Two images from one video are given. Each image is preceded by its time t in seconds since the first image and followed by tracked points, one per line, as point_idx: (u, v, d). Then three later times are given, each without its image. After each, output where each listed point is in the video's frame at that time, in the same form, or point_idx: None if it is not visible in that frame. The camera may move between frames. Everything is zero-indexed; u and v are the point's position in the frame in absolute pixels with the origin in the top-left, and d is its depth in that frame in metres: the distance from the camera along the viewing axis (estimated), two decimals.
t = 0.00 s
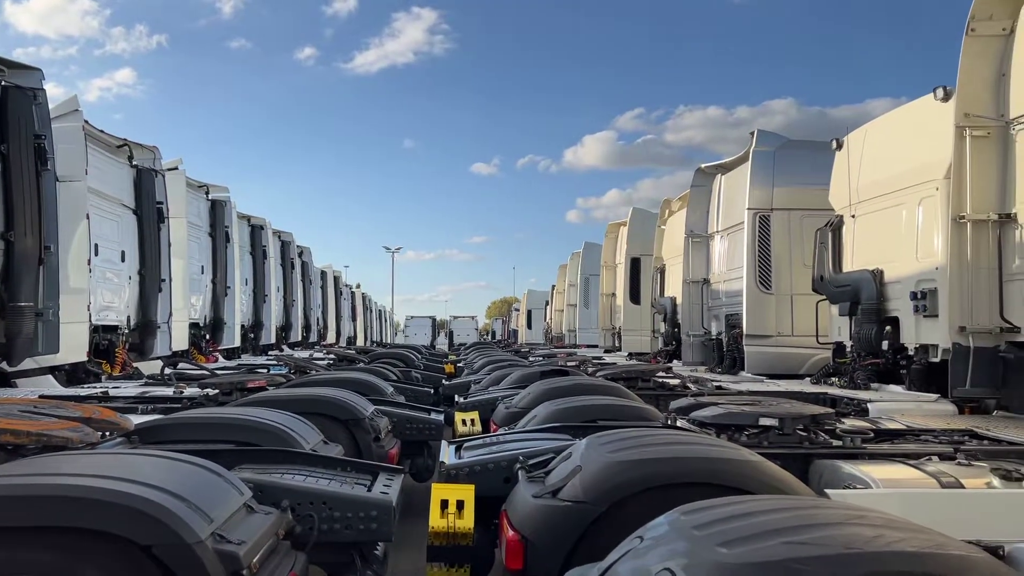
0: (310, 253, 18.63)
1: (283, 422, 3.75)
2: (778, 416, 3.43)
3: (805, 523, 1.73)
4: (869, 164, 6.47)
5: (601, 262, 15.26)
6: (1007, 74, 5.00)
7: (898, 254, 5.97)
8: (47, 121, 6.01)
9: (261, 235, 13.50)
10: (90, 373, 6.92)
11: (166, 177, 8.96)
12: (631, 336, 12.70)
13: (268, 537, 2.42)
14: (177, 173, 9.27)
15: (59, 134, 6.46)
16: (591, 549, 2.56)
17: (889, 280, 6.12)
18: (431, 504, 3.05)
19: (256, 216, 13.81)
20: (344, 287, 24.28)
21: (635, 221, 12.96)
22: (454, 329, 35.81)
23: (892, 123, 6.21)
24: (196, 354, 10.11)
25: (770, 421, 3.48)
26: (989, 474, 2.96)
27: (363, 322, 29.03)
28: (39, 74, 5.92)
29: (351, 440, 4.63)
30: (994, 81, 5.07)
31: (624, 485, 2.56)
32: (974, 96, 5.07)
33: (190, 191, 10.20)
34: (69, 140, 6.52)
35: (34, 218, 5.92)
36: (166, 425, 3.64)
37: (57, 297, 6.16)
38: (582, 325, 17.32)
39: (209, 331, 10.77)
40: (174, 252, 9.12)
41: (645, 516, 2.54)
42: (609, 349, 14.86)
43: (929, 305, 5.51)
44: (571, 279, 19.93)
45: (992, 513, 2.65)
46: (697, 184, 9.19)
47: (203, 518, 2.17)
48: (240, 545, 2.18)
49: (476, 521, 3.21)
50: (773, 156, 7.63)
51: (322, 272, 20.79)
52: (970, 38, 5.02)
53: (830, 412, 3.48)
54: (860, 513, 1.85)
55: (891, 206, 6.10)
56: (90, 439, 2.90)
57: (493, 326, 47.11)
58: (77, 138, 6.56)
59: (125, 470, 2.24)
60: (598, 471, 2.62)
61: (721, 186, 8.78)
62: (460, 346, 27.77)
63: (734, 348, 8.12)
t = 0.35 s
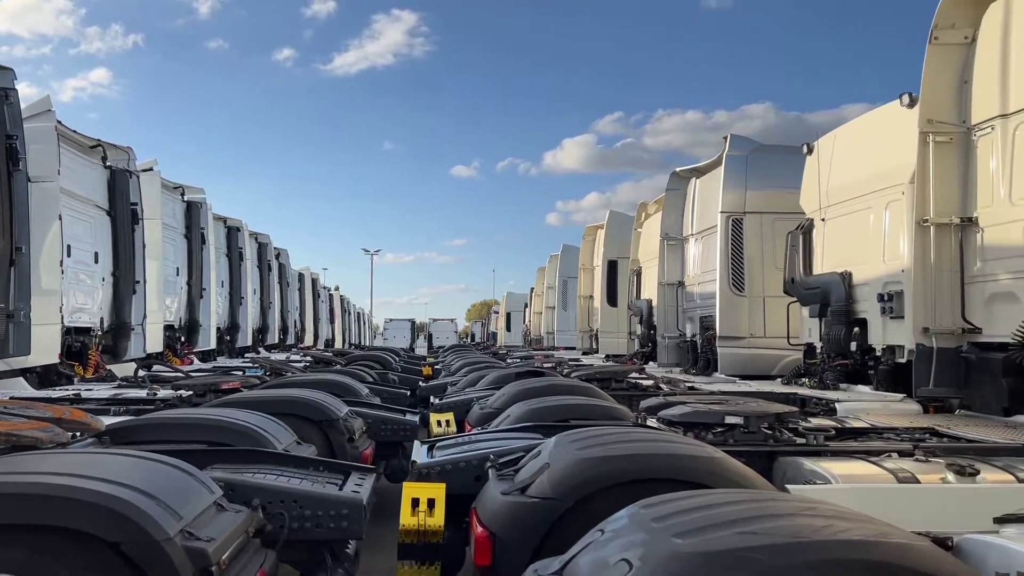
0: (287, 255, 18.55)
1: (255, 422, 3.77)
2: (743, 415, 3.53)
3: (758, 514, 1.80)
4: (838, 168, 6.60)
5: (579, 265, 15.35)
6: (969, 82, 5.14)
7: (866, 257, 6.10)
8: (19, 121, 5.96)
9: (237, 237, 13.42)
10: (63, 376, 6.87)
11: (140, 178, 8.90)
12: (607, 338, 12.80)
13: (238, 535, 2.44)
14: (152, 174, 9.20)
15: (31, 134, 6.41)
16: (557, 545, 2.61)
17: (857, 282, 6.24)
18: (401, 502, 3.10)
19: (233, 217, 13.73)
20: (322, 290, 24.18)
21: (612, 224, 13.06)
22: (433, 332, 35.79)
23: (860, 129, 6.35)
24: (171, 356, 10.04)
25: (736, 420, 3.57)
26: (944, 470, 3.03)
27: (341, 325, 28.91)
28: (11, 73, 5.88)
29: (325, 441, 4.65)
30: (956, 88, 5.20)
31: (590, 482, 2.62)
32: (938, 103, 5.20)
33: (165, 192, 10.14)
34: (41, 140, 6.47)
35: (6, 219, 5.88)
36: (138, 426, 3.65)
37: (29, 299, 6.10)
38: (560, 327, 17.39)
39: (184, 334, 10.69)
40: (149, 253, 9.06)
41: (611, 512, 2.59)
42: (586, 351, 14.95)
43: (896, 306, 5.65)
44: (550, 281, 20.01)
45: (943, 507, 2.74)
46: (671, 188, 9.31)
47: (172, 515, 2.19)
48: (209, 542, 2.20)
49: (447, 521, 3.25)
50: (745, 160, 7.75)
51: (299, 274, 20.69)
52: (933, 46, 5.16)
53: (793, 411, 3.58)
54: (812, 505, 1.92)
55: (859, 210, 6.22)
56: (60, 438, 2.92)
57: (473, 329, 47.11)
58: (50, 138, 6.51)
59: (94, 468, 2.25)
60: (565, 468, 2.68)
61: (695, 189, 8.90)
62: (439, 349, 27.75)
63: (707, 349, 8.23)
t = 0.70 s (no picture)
0: (269, 258, 18.49)
1: (234, 424, 3.79)
2: (716, 415, 3.62)
3: (721, 509, 1.86)
4: (814, 173, 6.71)
5: (562, 268, 15.44)
6: (939, 89, 5.26)
7: (840, 261, 6.22)
8: None
9: (219, 240, 13.38)
10: (42, 379, 6.84)
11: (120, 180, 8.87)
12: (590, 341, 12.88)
13: (217, 534, 2.48)
14: (132, 176, 9.17)
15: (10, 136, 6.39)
16: (532, 542, 2.67)
17: (833, 285, 6.35)
18: (380, 502, 3.14)
19: (215, 220, 13.68)
20: (304, 293, 24.12)
21: (595, 227, 13.16)
22: (417, 335, 35.77)
23: (835, 135, 6.47)
24: (151, 358, 9.99)
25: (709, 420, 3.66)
26: (909, 468, 3.11)
27: (324, 328, 28.83)
28: None
29: (306, 443, 4.68)
30: (927, 96, 5.32)
31: (565, 480, 2.69)
32: (909, 110, 5.31)
33: (146, 195, 10.09)
34: (20, 142, 6.45)
35: None
36: (117, 429, 3.67)
37: (8, 302, 6.07)
38: (543, 330, 17.47)
39: (165, 337, 10.65)
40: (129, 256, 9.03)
41: (584, 510, 2.66)
42: (569, 353, 15.04)
43: (870, 309, 5.75)
44: (533, 284, 20.08)
45: (906, 504, 2.83)
46: (652, 192, 9.41)
47: (151, 515, 2.22)
48: (187, 541, 2.23)
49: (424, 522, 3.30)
50: (723, 165, 7.86)
51: (282, 277, 20.63)
52: (904, 54, 5.28)
53: (764, 411, 3.67)
54: (774, 501, 1.99)
55: (834, 214, 6.34)
56: (39, 441, 2.96)
57: (457, 332, 47.08)
58: (29, 140, 6.49)
59: (74, 469, 2.28)
60: (540, 467, 2.74)
61: (676, 193, 9.00)
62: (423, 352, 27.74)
63: (687, 351, 8.33)
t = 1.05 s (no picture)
0: (258, 258, 18.45)
1: (222, 424, 3.81)
2: (700, 415, 3.67)
3: (700, 506, 1.90)
4: (799, 176, 6.78)
5: (551, 269, 15.49)
6: (920, 94, 5.33)
7: (824, 263, 6.29)
8: None
9: (207, 240, 13.34)
10: (28, 379, 6.82)
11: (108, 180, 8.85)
12: (578, 342, 12.94)
13: (204, 533, 2.50)
14: (120, 176, 9.14)
15: None
16: (516, 540, 2.71)
17: (817, 287, 6.43)
18: (367, 502, 3.17)
19: (203, 220, 13.64)
20: (293, 294, 24.07)
21: (583, 229, 13.22)
22: (406, 336, 35.75)
23: (820, 138, 6.54)
24: (138, 359, 9.96)
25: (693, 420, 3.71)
26: (887, 466, 3.17)
27: (313, 329, 28.78)
28: None
29: (294, 444, 4.70)
30: (908, 100, 5.40)
31: (549, 479, 2.73)
32: (891, 114, 5.39)
33: (134, 195, 10.06)
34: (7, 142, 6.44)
35: None
36: (104, 429, 3.69)
37: None
38: (533, 331, 17.51)
39: (153, 338, 10.62)
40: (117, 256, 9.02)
41: (567, 508, 2.70)
42: (558, 354, 15.09)
43: (853, 310, 5.81)
44: (522, 285, 20.12)
45: (884, 503, 2.88)
46: (640, 193, 9.47)
47: (138, 514, 2.24)
48: (175, 540, 2.26)
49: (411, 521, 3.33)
50: (710, 167, 7.93)
51: (270, 278, 20.58)
52: (886, 59, 5.35)
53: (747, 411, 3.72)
54: (751, 498, 2.03)
55: (819, 216, 6.41)
56: (26, 441, 2.99)
57: (446, 333, 47.06)
58: (16, 140, 6.49)
59: (62, 468, 2.30)
60: (525, 466, 2.78)
61: (663, 195, 9.06)
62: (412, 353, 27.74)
63: (674, 352, 8.39)
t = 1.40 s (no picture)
0: (250, 259, 18.41)
1: (215, 424, 3.82)
2: (690, 415, 3.71)
3: (689, 505, 1.93)
4: (790, 178, 6.83)
5: (544, 269, 15.52)
6: (909, 97, 5.39)
7: (815, 264, 6.34)
8: None
9: (199, 240, 13.32)
10: (19, 380, 6.80)
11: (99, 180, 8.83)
12: (570, 342, 12.97)
13: (198, 532, 2.51)
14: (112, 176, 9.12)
15: None
16: (508, 539, 2.74)
17: (807, 288, 6.48)
18: (359, 502, 3.19)
19: (195, 221, 13.61)
20: (285, 294, 24.02)
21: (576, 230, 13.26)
22: (398, 336, 35.73)
23: (810, 140, 6.59)
24: (130, 359, 9.94)
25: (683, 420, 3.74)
26: (875, 465, 3.22)
27: (305, 329, 28.71)
28: None
29: (286, 444, 4.71)
30: (898, 103, 5.45)
31: (541, 479, 2.75)
32: (881, 117, 5.44)
33: (125, 195, 10.04)
34: None
35: None
36: (97, 430, 3.70)
37: None
38: (525, 332, 17.53)
39: (144, 338, 10.60)
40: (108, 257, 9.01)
41: (559, 507, 2.73)
42: (551, 354, 15.12)
43: (843, 311, 5.86)
44: (515, 286, 20.14)
45: (870, 502, 2.92)
46: (632, 195, 9.51)
47: (133, 514, 2.25)
48: (168, 539, 2.27)
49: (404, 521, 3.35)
50: (701, 169, 7.97)
51: (262, 278, 20.52)
52: (875, 62, 5.40)
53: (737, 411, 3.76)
54: (740, 496, 2.07)
55: (809, 218, 6.46)
56: (21, 441, 3.01)
57: (439, 333, 47.04)
58: (9, 140, 6.49)
59: (56, 469, 2.31)
60: (517, 466, 2.81)
61: (655, 196, 9.10)
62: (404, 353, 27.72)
63: (665, 353, 8.44)
